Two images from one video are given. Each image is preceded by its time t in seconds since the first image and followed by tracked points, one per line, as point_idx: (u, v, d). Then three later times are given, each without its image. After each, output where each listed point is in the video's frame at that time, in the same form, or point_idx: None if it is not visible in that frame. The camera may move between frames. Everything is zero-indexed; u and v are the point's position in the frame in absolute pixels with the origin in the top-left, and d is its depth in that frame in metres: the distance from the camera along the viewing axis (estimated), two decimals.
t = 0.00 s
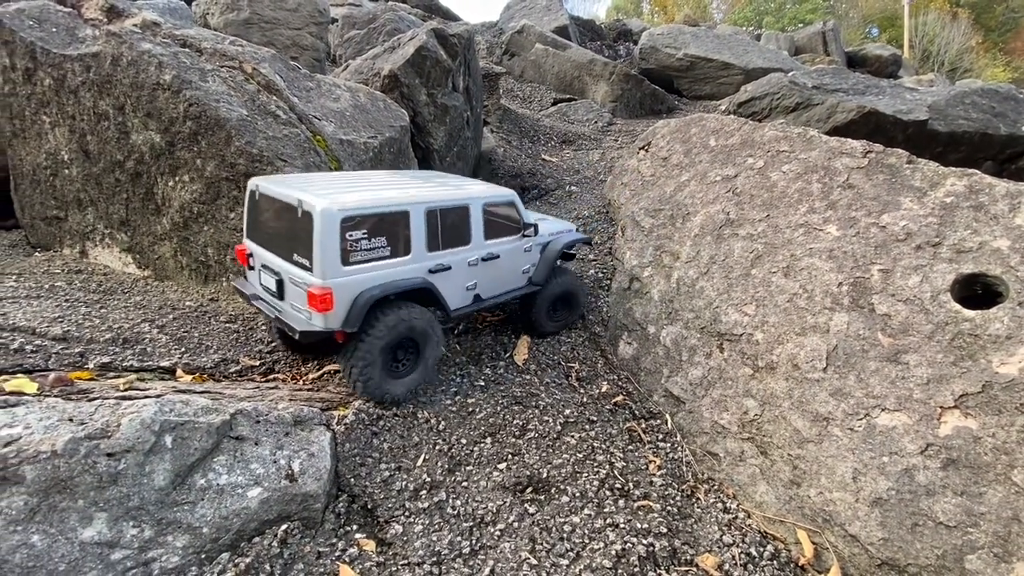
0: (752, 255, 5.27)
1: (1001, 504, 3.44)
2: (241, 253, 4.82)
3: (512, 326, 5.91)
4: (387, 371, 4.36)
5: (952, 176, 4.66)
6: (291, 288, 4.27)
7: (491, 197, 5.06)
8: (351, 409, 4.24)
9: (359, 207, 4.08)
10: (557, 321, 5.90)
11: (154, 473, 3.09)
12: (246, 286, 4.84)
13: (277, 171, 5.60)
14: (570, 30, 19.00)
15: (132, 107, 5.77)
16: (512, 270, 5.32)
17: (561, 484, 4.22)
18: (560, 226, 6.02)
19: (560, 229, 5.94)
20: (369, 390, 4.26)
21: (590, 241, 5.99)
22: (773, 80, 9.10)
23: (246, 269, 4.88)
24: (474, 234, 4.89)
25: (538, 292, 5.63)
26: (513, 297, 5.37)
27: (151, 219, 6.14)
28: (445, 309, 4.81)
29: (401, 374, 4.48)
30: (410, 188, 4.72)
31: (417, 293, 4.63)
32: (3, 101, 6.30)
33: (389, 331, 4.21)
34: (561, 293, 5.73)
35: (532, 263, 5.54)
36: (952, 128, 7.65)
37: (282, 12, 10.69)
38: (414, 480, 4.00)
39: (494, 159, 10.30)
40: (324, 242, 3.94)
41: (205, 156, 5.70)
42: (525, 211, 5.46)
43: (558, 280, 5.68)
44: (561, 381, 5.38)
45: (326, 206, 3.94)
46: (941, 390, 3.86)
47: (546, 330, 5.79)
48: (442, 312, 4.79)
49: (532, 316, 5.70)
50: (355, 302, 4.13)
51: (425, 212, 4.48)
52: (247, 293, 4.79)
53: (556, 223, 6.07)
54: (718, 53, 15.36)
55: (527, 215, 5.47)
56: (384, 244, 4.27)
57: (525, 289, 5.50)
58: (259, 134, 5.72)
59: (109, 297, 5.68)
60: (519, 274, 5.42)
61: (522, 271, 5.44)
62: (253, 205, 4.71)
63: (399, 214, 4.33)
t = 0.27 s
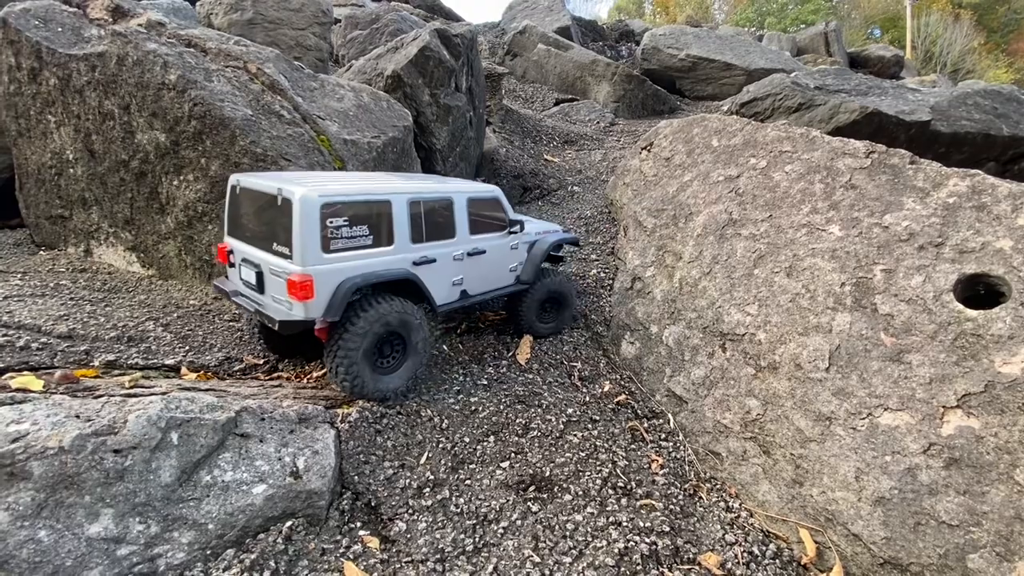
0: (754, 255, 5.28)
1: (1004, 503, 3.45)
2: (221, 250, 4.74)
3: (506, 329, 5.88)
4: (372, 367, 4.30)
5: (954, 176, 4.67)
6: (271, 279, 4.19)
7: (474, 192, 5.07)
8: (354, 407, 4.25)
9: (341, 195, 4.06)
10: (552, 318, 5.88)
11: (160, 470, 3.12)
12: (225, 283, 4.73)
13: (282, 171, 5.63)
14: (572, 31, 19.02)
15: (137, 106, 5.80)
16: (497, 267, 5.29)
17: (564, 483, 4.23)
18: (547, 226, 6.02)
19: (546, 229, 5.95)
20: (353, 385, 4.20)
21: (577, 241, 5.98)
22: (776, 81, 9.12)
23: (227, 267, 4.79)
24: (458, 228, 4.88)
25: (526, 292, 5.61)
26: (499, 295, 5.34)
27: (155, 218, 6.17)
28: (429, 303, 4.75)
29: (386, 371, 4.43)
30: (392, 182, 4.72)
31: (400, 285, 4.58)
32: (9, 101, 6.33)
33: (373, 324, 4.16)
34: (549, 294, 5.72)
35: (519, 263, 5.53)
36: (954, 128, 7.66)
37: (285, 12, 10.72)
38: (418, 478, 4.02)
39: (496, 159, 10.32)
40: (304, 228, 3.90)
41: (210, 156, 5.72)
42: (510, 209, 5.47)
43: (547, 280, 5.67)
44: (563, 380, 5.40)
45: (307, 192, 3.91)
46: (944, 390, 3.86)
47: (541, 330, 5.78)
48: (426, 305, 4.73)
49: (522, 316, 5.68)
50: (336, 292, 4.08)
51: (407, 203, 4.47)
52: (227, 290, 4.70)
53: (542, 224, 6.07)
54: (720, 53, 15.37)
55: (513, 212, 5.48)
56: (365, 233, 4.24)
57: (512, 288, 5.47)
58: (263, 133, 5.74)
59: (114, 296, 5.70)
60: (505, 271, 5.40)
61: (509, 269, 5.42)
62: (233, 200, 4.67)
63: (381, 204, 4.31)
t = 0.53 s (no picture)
0: (756, 255, 5.27)
1: (1005, 503, 3.44)
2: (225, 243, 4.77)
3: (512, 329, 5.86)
4: (367, 367, 4.27)
5: (956, 176, 4.66)
6: (270, 277, 4.17)
7: (480, 198, 5.03)
8: (355, 406, 4.25)
9: (343, 196, 4.03)
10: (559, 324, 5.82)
11: (162, 467, 3.12)
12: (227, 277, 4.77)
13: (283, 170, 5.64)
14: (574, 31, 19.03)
15: (139, 105, 5.81)
16: (500, 272, 5.25)
17: (565, 481, 4.24)
18: (553, 233, 5.99)
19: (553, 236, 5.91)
20: (347, 384, 4.18)
21: (583, 249, 5.96)
22: (777, 81, 9.12)
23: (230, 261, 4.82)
24: (461, 232, 4.83)
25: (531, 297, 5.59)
26: (502, 301, 5.31)
27: (157, 217, 6.18)
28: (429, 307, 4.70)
29: (381, 371, 4.40)
30: (397, 184, 4.68)
31: (400, 289, 4.54)
32: (12, 100, 6.35)
33: (367, 326, 4.11)
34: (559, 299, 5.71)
35: (524, 269, 5.50)
36: (956, 129, 7.65)
37: (287, 12, 10.73)
38: (419, 476, 4.02)
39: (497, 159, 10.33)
40: (303, 227, 3.86)
41: (211, 154, 5.73)
42: (516, 215, 5.43)
43: (553, 285, 5.66)
44: (564, 380, 5.40)
45: (309, 191, 3.88)
46: (945, 389, 3.86)
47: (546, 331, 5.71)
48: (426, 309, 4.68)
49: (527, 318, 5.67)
50: (333, 293, 4.04)
51: (410, 206, 4.43)
52: (228, 285, 4.76)
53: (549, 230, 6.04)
54: (722, 54, 15.36)
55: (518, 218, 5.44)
56: (366, 234, 4.20)
57: (516, 294, 5.44)
58: (265, 132, 5.75)
59: (116, 294, 5.71)
60: (508, 277, 5.36)
61: (512, 276, 5.39)
62: (238, 196, 4.67)
63: (383, 206, 4.27)
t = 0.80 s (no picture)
0: (755, 255, 5.27)
1: (1005, 505, 3.43)
2: (223, 242, 4.75)
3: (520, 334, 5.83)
4: (364, 368, 4.24)
5: (956, 177, 4.65)
6: (268, 276, 4.16)
7: (480, 199, 5.01)
8: (354, 406, 4.25)
9: (341, 195, 4.01)
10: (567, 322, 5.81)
11: (159, 467, 3.12)
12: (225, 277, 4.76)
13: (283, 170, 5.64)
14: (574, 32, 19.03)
15: (139, 105, 5.81)
16: (499, 274, 5.23)
17: (563, 482, 4.23)
18: (553, 235, 5.99)
19: (553, 239, 5.91)
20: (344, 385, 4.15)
21: (583, 252, 5.97)
22: (777, 82, 9.11)
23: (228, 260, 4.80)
24: (460, 233, 4.81)
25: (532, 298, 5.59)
26: (502, 302, 5.31)
27: (157, 217, 6.18)
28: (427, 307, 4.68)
29: (378, 372, 4.37)
30: (397, 184, 4.67)
31: (397, 289, 4.52)
32: (12, 100, 6.36)
33: (363, 327, 4.06)
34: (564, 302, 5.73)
35: (524, 270, 5.50)
36: (956, 130, 7.64)
37: (288, 12, 10.75)
38: (417, 477, 4.01)
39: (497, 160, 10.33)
40: (300, 226, 3.84)
41: (211, 155, 5.73)
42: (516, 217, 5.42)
43: (555, 286, 5.67)
44: (563, 380, 5.39)
45: (306, 190, 3.86)
46: (944, 391, 3.85)
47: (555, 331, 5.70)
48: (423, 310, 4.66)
49: (534, 321, 5.66)
50: (330, 292, 4.01)
51: (409, 206, 4.41)
52: (227, 284, 4.75)
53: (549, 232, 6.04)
54: (722, 55, 15.36)
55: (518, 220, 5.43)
56: (363, 234, 4.17)
57: (516, 296, 5.44)
58: (265, 132, 5.75)
59: (115, 294, 5.72)
60: (508, 279, 5.34)
61: (512, 277, 5.37)
62: (238, 196, 4.65)
63: (381, 206, 4.25)
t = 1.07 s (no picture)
0: (754, 257, 5.27)
1: (1003, 507, 3.44)
2: (251, 246, 4.85)
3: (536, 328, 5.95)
4: (392, 370, 4.34)
5: (955, 179, 4.66)
6: (300, 283, 4.27)
7: (500, 200, 5.04)
8: (353, 407, 4.24)
9: (368, 204, 4.08)
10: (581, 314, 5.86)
11: (158, 468, 3.12)
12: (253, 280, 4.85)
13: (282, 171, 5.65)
14: (574, 33, 19.05)
15: (139, 106, 5.82)
16: (519, 273, 5.29)
17: (562, 483, 4.23)
18: (570, 230, 6.00)
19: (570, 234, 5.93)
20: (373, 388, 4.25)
21: (598, 246, 5.97)
22: (776, 82, 9.09)
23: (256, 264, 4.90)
24: (481, 235, 4.87)
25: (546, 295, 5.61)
26: (519, 299, 5.34)
27: (157, 217, 6.19)
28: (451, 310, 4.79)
29: (399, 375, 4.42)
30: (420, 188, 4.71)
31: (423, 292, 4.62)
32: (12, 100, 6.36)
33: (394, 332, 4.17)
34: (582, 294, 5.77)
35: (540, 267, 5.52)
36: (956, 131, 7.65)
37: (288, 13, 10.76)
38: (416, 478, 4.01)
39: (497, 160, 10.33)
40: (331, 237, 3.94)
41: (211, 155, 5.74)
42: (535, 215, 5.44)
43: (569, 281, 5.67)
44: (563, 381, 5.39)
45: (335, 202, 3.94)
46: (943, 392, 3.86)
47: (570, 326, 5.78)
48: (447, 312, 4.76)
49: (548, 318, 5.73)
50: (360, 299, 4.12)
51: (434, 211, 4.47)
52: (256, 286, 4.82)
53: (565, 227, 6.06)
54: (722, 56, 15.37)
55: (537, 218, 5.46)
56: (391, 241, 4.26)
57: (533, 292, 5.47)
58: (265, 133, 5.76)
59: (115, 295, 5.72)
60: (526, 277, 5.40)
61: (530, 275, 5.43)
62: (264, 200, 4.73)
63: (408, 213, 4.32)
